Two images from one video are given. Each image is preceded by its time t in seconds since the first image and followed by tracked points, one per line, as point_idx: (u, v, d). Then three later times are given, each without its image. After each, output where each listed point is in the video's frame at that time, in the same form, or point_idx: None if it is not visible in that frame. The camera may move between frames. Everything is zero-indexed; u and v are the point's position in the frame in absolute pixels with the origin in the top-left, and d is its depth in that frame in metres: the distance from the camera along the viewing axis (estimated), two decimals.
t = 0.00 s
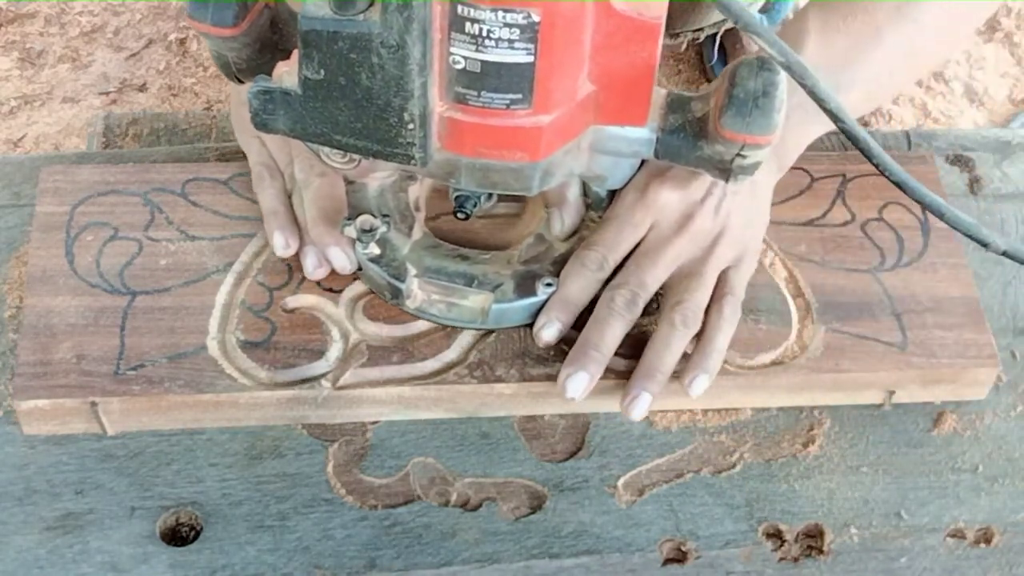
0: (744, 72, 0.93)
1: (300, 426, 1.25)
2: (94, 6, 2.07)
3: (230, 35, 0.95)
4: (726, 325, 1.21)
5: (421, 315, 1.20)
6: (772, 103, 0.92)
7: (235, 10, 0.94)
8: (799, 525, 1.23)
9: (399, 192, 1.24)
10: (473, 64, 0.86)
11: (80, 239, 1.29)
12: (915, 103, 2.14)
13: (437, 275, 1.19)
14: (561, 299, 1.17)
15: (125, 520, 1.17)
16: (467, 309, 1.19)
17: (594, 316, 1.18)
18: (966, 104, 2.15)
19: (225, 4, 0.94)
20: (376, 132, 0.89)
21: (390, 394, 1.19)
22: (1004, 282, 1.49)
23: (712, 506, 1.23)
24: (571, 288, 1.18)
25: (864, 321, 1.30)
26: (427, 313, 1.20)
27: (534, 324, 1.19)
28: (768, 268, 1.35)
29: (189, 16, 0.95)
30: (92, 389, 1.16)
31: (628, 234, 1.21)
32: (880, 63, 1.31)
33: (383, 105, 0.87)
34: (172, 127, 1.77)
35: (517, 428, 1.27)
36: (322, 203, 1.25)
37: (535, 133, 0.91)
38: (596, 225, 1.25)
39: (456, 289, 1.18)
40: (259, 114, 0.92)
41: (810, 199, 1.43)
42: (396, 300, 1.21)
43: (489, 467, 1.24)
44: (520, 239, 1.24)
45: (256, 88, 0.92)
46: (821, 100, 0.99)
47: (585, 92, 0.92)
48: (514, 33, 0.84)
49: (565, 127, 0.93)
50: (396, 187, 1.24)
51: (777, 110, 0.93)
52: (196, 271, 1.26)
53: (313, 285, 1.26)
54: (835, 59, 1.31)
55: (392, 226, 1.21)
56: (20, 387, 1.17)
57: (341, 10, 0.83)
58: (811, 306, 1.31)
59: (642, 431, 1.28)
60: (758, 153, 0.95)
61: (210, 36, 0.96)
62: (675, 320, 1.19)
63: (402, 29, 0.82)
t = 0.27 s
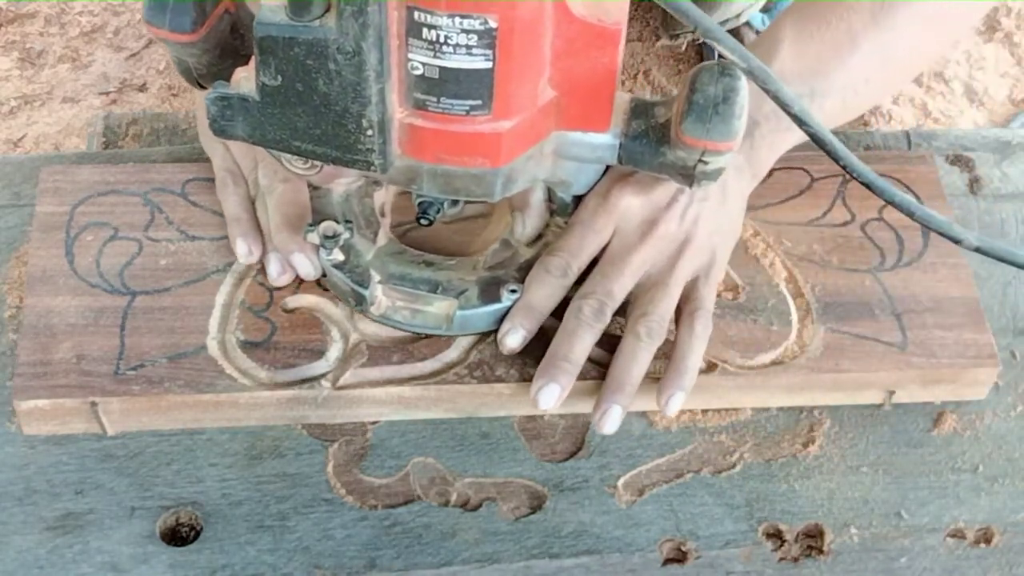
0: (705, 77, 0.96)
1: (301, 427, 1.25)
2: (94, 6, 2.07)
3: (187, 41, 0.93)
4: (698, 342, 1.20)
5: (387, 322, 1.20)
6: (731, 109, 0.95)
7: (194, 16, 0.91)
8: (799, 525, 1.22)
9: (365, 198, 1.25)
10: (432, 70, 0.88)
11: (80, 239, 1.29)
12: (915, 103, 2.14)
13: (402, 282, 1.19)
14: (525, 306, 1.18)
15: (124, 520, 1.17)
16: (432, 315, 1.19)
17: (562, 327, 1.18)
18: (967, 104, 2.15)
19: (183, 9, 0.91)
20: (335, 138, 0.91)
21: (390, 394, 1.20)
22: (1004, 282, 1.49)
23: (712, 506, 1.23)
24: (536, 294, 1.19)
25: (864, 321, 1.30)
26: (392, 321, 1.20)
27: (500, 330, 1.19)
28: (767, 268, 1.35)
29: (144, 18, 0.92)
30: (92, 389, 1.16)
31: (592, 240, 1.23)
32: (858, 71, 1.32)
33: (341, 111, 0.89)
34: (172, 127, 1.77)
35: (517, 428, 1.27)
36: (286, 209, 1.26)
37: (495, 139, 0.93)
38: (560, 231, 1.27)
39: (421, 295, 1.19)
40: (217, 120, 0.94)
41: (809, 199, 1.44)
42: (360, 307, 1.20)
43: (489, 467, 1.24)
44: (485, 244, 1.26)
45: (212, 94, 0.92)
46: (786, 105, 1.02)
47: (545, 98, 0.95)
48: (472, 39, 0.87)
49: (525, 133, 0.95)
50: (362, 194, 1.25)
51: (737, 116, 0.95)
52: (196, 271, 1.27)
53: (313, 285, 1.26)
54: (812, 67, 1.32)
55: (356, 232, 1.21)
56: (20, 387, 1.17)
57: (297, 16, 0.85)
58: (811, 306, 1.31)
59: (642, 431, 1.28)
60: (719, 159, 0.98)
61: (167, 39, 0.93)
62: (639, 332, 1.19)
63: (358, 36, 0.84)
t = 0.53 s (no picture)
0: (679, 82, 0.99)
1: (301, 427, 1.25)
2: (94, 6, 2.07)
3: (159, 48, 0.96)
4: (675, 350, 1.19)
5: (363, 329, 1.20)
6: (705, 113, 0.98)
7: (164, 23, 0.94)
8: (799, 525, 1.22)
9: (342, 203, 1.24)
10: (404, 76, 0.89)
11: (81, 239, 1.30)
12: (915, 103, 2.14)
13: (378, 288, 1.19)
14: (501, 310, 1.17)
15: (124, 520, 1.17)
16: (407, 321, 1.19)
17: (538, 332, 1.18)
18: (966, 104, 2.15)
19: (154, 16, 0.94)
20: (307, 145, 0.92)
21: (390, 394, 1.20)
22: (1004, 282, 1.49)
23: (712, 506, 1.23)
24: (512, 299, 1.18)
25: (864, 321, 1.30)
26: (369, 326, 1.20)
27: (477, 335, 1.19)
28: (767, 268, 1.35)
29: (115, 27, 0.95)
30: (92, 389, 1.16)
31: (568, 245, 1.22)
32: (839, 78, 1.29)
33: (313, 118, 0.90)
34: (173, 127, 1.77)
35: (517, 428, 1.28)
36: (260, 216, 1.25)
37: (468, 144, 0.94)
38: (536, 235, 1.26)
39: (396, 300, 1.19)
40: (190, 127, 0.95)
41: (809, 200, 1.44)
42: (338, 313, 1.20)
43: (489, 467, 1.24)
44: (462, 248, 1.25)
45: (184, 102, 0.95)
46: (762, 109, 1.02)
47: (518, 103, 0.96)
48: (443, 44, 0.87)
49: (498, 138, 0.96)
50: (338, 199, 1.24)
51: (711, 120, 0.98)
52: (196, 271, 1.27)
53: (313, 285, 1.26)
54: (790, 73, 1.29)
55: (331, 239, 1.21)
56: (20, 387, 1.17)
57: (268, 22, 0.86)
58: (811, 306, 1.32)
59: (642, 431, 1.29)
60: (693, 162, 1.01)
61: (139, 47, 0.96)
62: (613, 337, 1.18)
63: (328, 42, 0.85)
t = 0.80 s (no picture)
0: (648, 86, 0.98)
1: (300, 426, 1.25)
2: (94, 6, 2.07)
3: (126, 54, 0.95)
4: (641, 361, 1.18)
5: (334, 335, 1.20)
6: (674, 118, 0.97)
7: (130, 28, 0.94)
8: (799, 525, 1.22)
9: (315, 208, 1.24)
10: (371, 82, 0.90)
11: (80, 239, 1.30)
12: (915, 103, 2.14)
13: (349, 293, 1.19)
14: (472, 317, 1.18)
15: (124, 520, 1.17)
16: (379, 327, 1.18)
17: (507, 337, 1.18)
18: (966, 104, 2.15)
19: (119, 22, 0.93)
20: (274, 151, 0.93)
21: (389, 394, 1.20)
22: (1004, 282, 1.49)
23: (712, 506, 1.23)
24: (482, 305, 1.18)
25: (864, 321, 1.30)
26: (340, 332, 1.19)
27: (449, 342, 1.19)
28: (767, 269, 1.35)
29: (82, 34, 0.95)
30: (92, 389, 1.17)
31: (539, 251, 1.22)
32: (817, 89, 1.24)
33: (279, 124, 0.90)
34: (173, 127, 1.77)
35: (517, 428, 1.27)
36: (231, 222, 1.24)
37: (437, 150, 0.94)
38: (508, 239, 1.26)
39: (368, 306, 1.18)
40: (155, 134, 0.95)
41: (809, 200, 1.44)
42: (308, 319, 1.20)
43: (489, 467, 1.24)
44: (434, 253, 1.24)
45: (150, 108, 0.94)
46: (728, 109, 1.00)
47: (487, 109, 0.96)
48: (410, 50, 0.87)
49: (467, 143, 0.96)
50: (311, 204, 1.23)
51: (681, 125, 0.97)
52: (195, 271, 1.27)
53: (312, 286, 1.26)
54: (767, 84, 1.24)
55: (301, 244, 1.21)
56: (20, 387, 1.17)
57: (232, 29, 0.86)
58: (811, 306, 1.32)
59: (642, 431, 1.29)
60: (664, 168, 1.00)
61: (106, 54, 0.95)
62: (578, 344, 1.18)
63: (292, 48, 0.85)
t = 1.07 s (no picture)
0: (611, 92, 1.00)
1: (300, 426, 1.25)
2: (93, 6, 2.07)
3: (83, 66, 0.95)
4: (612, 368, 1.19)
5: (301, 345, 1.20)
6: (637, 123, 0.99)
7: (87, 40, 0.94)
8: (799, 525, 1.22)
9: (280, 218, 1.24)
10: (331, 91, 0.89)
11: (80, 240, 1.30)
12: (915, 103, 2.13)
13: (315, 303, 1.19)
14: (439, 324, 1.18)
15: (124, 520, 1.17)
16: (346, 337, 1.19)
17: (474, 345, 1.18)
18: (966, 104, 2.15)
19: (77, 35, 0.94)
20: (235, 161, 0.92)
21: (389, 394, 1.20)
22: (1004, 283, 1.49)
23: (712, 506, 1.23)
24: (450, 313, 1.18)
25: (864, 321, 1.31)
26: (307, 343, 1.19)
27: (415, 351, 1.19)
28: (766, 269, 1.35)
29: (38, 46, 0.94)
30: (92, 389, 1.17)
31: (507, 257, 1.22)
32: (785, 94, 1.23)
33: (239, 134, 0.90)
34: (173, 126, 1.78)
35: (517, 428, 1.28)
36: (195, 233, 1.24)
37: (400, 158, 0.94)
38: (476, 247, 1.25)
39: (335, 316, 1.19)
40: (116, 146, 0.94)
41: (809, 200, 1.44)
42: (275, 331, 1.20)
43: (489, 467, 1.24)
44: (403, 262, 1.25)
45: (109, 120, 0.93)
46: (697, 114, 1.00)
47: (450, 117, 0.96)
48: (369, 59, 0.87)
49: (431, 151, 0.96)
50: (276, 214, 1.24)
51: (642, 130, 0.99)
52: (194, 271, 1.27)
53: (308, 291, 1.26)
54: (735, 89, 1.23)
55: (265, 254, 1.21)
56: (20, 387, 1.17)
57: (189, 40, 0.84)
58: (811, 306, 1.32)
59: (642, 431, 1.29)
60: (627, 174, 1.02)
61: (62, 66, 0.95)
62: (545, 351, 1.18)
63: (250, 59, 0.84)
